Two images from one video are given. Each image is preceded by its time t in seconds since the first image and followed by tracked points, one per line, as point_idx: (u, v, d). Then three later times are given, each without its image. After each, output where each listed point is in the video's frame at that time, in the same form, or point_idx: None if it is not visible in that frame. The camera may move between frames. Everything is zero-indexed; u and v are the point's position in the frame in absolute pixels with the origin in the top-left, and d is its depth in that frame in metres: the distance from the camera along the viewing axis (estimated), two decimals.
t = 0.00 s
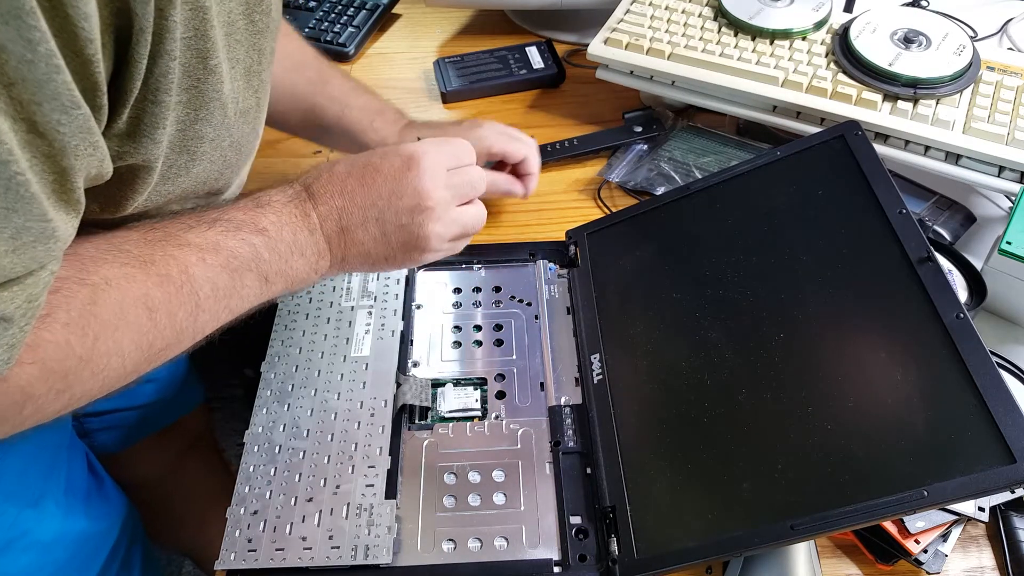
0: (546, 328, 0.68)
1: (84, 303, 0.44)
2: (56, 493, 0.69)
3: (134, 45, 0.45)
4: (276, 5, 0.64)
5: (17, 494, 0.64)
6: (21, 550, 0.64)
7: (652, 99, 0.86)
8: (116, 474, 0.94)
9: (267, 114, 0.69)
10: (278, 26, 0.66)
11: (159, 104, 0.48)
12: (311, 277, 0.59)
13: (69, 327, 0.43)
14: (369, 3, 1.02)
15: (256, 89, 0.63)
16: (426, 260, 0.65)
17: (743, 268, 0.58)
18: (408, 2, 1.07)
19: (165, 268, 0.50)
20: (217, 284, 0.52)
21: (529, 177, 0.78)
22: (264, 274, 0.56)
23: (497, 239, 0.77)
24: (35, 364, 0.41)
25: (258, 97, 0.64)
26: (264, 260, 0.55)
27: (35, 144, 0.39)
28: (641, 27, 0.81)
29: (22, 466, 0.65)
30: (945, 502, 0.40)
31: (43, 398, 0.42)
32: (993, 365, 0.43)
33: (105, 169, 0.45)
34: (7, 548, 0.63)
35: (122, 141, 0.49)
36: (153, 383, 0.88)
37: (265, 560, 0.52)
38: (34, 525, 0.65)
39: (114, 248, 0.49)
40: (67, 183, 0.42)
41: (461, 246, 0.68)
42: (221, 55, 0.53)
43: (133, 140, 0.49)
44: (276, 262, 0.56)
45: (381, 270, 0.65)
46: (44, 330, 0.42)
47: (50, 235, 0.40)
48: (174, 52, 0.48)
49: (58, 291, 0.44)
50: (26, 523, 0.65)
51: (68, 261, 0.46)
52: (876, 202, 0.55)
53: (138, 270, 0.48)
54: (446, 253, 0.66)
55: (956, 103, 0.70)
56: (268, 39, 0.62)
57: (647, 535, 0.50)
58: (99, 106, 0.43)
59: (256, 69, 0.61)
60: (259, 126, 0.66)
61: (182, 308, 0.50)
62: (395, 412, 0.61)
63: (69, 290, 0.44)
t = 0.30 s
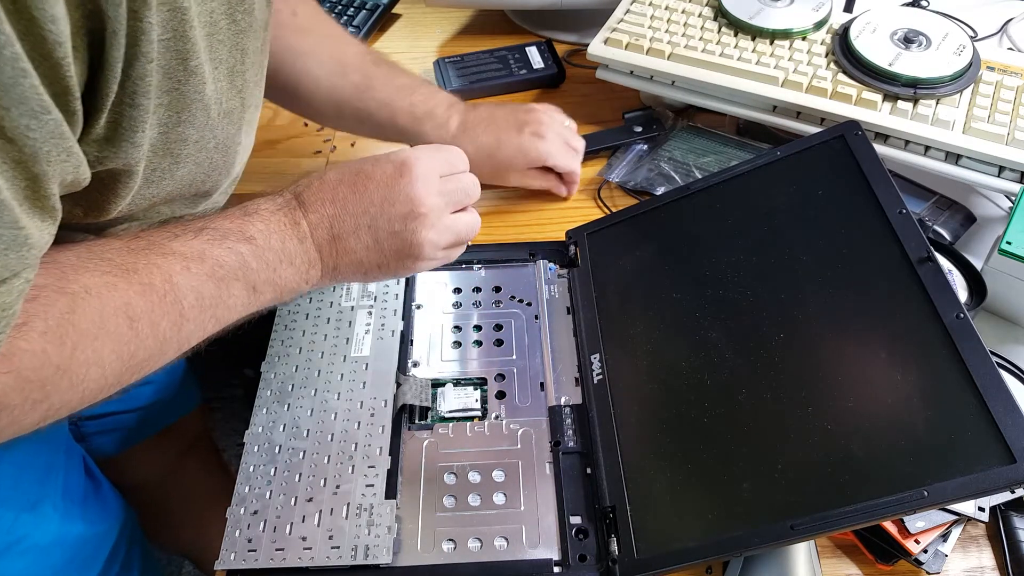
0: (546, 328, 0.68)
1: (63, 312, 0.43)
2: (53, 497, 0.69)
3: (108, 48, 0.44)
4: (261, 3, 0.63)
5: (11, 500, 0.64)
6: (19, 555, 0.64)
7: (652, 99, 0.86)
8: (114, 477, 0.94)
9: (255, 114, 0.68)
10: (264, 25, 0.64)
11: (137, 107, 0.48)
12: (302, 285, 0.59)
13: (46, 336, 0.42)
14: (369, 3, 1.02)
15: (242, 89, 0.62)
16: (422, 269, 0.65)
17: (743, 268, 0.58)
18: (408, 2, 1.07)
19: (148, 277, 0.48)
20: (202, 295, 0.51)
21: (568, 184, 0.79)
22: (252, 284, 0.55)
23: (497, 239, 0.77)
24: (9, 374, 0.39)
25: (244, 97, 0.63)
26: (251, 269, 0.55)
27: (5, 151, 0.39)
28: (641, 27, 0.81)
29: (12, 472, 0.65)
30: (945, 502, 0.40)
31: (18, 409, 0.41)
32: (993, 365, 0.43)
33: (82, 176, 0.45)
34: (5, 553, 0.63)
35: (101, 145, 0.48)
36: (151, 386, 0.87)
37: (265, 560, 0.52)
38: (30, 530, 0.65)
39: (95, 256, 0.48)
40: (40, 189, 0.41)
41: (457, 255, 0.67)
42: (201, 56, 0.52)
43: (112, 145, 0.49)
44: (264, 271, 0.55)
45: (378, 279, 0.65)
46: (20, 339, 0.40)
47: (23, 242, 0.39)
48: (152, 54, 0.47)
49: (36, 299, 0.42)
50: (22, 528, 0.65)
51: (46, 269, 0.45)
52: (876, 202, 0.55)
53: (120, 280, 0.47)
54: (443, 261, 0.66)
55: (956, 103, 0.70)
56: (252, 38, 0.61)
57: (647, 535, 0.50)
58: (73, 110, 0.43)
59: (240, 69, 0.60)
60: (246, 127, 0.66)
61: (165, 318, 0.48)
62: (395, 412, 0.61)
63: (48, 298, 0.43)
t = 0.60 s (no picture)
0: (546, 328, 0.68)
1: (27, 333, 0.41)
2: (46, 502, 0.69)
3: (67, 65, 0.42)
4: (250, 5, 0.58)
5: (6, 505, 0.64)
6: (15, 560, 0.64)
7: (653, 99, 0.86)
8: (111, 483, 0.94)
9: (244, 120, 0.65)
10: (253, 29, 0.60)
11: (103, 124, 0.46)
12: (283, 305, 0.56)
13: (8, 357, 0.39)
14: (368, 3, 1.02)
15: (224, 97, 0.58)
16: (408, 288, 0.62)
17: (743, 268, 0.58)
18: (408, 2, 1.07)
19: (118, 295, 0.46)
20: (176, 313, 0.48)
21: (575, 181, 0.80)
22: (230, 301, 0.52)
23: (497, 239, 0.77)
24: None
25: (228, 105, 0.60)
26: (231, 287, 0.52)
27: None
28: (641, 27, 0.81)
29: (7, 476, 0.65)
30: (945, 503, 0.40)
31: None
32: (993, 366, 0.43)
33: (47, 198, 0.43)
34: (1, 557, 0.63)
35: (66, 162, 0.46)
36: (150, 388, 0.88)
37: (265, 560, 0.52)
38: (25, 535, 0.65)
39: (63, 274, 0.45)
40: None
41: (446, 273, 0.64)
42: (172, 68, 0.49)
43: (78, 162, 0.46)
44: (243, 289, 0.52)
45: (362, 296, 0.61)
46: None
47: None
48: (117, 70, 0.45)
49: None
50: (17, 533, 0.65)
51: (12, 287, 0.42)
52: (876, 202, 0.55)
53: (88, 298, 0.44)
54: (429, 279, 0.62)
55: (956, 103, 0.70)
56: (236, 44, 0.57)
57: (647, 535, 0.50)
58: (32, 130, 0.41)
59: (222, 77, 0.57)
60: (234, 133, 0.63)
61: (136, 340, 0.46)
62: (395, 412, 0.61)
63: (12, 317, 0.40)
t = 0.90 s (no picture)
0: (546, 328, 0.68)
1: None
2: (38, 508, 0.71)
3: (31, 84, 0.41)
4: (233, 13, 0.59)
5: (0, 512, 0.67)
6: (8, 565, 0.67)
7: (653, 99, 0.86)
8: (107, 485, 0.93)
9: (229, 126, 0.66)
10: (236, 37, 0.61)
11: (74, 140, 0.45)
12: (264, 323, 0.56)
13: None
14: (369, 3, 1.01)
15: (210, 106, 0.60)
16: (395, 309, 0.61)
17: (743, 268, 0.58)
18: (408, 2, 1.07)
19: (90, 315, 0.46)
20: (149, 333, 0.48)
21: (527, 162, 0.79)
22: (206, 322, 0.52)
23: (497, 238, 0.77)
24: None
25: (213, 113, 0.61)
26: (206, 307, 0.51)
27: None
28: (641, 27, 0.81)
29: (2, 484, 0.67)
30: (945, 503, 0.40)
31: None
32: (993, 366, 0.43)
33: (13, 217, 0.43)
34: None
35: (37, 180, 0.46)
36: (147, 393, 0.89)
37: (265, 560, 0.52)
38: (17, 542, 0.68)
39: (29, 294, 0.44)
40: None
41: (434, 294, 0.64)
42: (153, 81, 0.50)
43: (49, 180, 0.46)
44: (219, 310, 0.52)
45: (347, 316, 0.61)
46: None
47: None
48: (86, 86, 0.44)
49: None
50: (11, 539, 0.67)
51: None
52: (876, 202, 0.55)
53: (59, 317, 0.44)
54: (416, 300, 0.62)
55: (956, 103, 0.70)
56: (221, 53, 0.58)
57: (647, 535, 0.50)
58: None
59: (209, 87, 0.58)
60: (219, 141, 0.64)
61: (108, 359, 0.46)
62: (395, 412, 0.61)
63: None
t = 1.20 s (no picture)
0: (546, 328, 0.68)
1: None
2: (32, 511, 0.71)
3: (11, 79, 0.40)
4: (207, 8, 0.60)
5: None
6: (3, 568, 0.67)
7: (653, 99, 0.86)
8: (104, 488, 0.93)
9: (209, 121, 0.67)
10: (211, 30, 0.62)
11: (56, 136, 0.45)
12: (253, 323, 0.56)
13: None
14: (369, 3, 1.01)
15: (187, 100, 0.60)
16: (386, 307, 0.61)
17: (743, 268, 0.58)
18: (408, 2, 1.07)
19: (78, 316, 0.46)
20: (139, 332, 0.48)
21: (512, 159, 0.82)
22: (195, 322, 0.52)
23: (497, 238, 0.77)
24: None
25: (191, 108, 0.61)
26: (196, 306, 0.52)
27: None
28: (641, 27, 0.81)
29: None
30: (945, 503, 0.40)
31: None
32: (993, 366, 0.43)
33: None
34: None
35: (21, 178, 0.46)
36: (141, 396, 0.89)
37: (265, 560, 0.52)
38: (10, 545, 0.68)
39: (19, 296, 0.45)
40: None
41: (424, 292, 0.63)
42: (130, 74, 0.51)
43: (32, 178, 0.46)
44: (209, 309, 0.52)
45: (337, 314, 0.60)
46: None
47: None
48: (66, 80, 0.44)
49: None
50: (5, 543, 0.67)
51: None
52: (876, 202, 0.55)
53: (47, 318, 0.44)
54: (408, 297, 0.62)
55: (956, 103, 0.70)
56: (196, 47, 0.59)
57: (647, 535, 0.50)
58: None
59: (185, 81, 0.59)
60: (197, 137, 0.66)
61: (98, 360, 0.46)
62: (395, 412, 0.61)
63: None
